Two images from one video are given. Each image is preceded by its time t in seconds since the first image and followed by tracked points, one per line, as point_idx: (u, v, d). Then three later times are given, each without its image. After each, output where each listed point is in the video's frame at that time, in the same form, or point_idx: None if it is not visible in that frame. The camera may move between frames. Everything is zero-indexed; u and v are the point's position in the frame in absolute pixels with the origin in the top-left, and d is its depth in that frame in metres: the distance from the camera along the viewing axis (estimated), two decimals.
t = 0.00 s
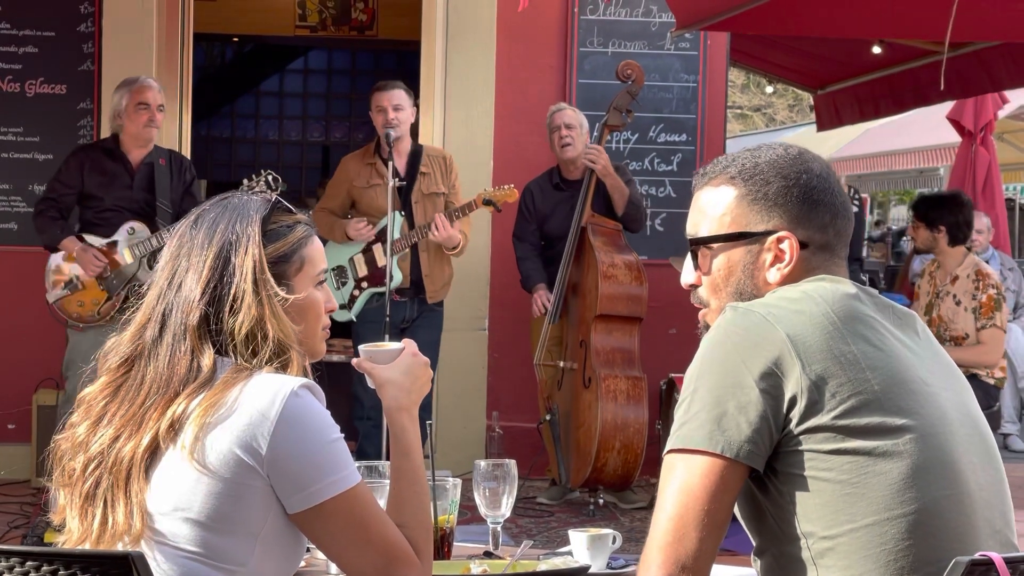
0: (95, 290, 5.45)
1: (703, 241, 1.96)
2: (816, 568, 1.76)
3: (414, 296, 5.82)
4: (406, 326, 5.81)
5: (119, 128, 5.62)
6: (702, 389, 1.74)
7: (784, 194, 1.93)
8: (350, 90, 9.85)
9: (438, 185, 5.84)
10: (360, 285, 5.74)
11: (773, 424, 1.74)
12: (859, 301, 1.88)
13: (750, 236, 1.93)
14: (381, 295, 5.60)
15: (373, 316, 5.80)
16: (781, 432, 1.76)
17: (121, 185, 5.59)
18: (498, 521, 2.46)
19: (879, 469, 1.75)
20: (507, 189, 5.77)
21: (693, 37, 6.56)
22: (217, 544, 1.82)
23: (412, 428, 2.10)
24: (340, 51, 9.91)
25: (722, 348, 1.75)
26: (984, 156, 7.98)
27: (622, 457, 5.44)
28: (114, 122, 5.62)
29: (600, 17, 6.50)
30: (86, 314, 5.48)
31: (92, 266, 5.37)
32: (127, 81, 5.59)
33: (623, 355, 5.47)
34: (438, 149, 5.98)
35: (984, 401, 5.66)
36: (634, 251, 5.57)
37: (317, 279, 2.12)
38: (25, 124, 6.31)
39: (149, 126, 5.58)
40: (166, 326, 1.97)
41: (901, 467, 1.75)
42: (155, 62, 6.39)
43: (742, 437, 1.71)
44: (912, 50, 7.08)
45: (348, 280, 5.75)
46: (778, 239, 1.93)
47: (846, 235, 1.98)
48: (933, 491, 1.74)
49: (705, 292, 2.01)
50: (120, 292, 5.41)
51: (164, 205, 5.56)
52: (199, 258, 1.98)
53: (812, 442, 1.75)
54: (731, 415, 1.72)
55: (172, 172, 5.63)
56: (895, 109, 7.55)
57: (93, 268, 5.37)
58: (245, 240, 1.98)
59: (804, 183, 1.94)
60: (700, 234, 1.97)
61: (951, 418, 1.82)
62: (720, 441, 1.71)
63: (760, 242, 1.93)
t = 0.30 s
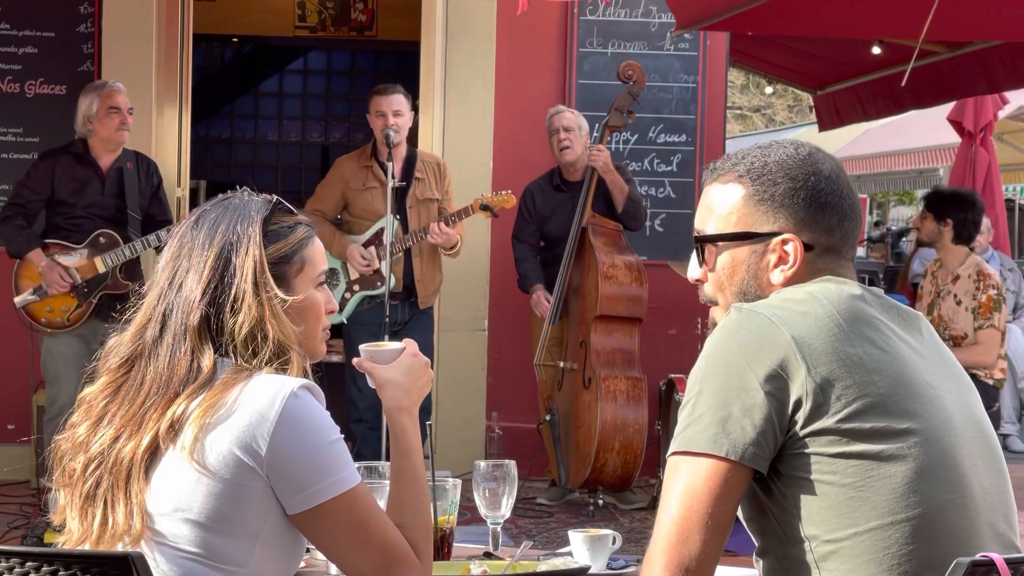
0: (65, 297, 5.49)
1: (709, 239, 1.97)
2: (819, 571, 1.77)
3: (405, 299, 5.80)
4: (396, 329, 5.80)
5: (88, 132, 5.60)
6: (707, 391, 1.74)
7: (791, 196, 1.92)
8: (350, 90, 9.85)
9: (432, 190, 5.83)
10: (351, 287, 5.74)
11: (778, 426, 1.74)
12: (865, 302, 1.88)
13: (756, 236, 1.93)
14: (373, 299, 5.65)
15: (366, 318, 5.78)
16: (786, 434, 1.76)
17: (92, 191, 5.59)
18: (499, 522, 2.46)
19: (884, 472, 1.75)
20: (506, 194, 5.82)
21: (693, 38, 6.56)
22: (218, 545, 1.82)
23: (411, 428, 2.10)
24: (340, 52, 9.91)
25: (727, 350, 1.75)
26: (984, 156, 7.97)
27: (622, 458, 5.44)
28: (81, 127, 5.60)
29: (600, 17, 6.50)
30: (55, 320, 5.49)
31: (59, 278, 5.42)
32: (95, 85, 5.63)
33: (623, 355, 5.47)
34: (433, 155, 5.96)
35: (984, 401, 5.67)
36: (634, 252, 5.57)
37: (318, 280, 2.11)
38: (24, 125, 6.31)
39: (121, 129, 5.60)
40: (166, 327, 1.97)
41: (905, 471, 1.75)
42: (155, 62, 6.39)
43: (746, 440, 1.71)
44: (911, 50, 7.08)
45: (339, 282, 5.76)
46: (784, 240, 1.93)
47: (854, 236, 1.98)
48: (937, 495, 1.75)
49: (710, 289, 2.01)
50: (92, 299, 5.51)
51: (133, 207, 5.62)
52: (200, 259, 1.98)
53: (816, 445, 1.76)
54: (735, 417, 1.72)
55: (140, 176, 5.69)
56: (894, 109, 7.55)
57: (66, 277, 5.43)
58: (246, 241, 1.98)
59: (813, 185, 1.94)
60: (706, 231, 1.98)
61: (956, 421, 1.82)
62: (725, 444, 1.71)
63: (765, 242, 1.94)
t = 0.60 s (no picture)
0: (55, 296, 5.51)
1: (701, 247, 1.97)
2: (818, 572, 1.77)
3: (398, 299, 5.79)
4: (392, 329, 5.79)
5: (73, 131, 5.58)
6: (704, 393, 1.74)
7: (782, 202, 1.93)
8: (349, 91, 9.85)
9: (427, 190, 5.83)
10: (345, 286, 5.70)
11: (775, 428, 1.74)
12: (860, 303, 1.88)
13: (747, 243, 1.94)
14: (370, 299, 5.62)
15: (361, 318, 5.75)
16: (782, 436, 1.76)
17: (78, 190, 5.59)
18: (496, 523, 2.46)
19: (881, 473, 1.75)
20: (506, 193, 5.81)
21: (692, 39, 6.56)
22: (217, 545, 1.82)
23: (409, 430, 2.10)
24: (338, 53, 9.91)
25: (722, 352, 1.75)
26: (983, 157, 7.97)
27: (620, 459, 5.44)
28: (66, 126, 5.58)
29: (598, 18, 6.50)
30: (43, 318, 5.51)
31: (56, 275, 5.43)
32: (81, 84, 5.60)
33: (621, 357, 5.48)
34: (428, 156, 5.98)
35: (983, 403, 5.67)
36: (632, 253, 5.57)
37: (317, 282, 2.11)
38: (23, 126, 6.30)
39: (107, 128, 5.60)
40: (165, 327, 1.97)
41: (902, 472, 1.75)
42: (154, 64, 6.39)
43: (742, 441, 1.72)
44: (909, 52, 7.08)
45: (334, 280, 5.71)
46: (776, 246, 1.93)
47: (845, 240, 1.99)
48: (935, 496, 1.75)
49: (703, 294, 2.02)
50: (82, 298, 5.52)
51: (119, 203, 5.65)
52: (199, 259, 1.98)
53: (813, 447, 1.76)
54: (732, 419, 1.72)
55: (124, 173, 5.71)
56: (892, 110, 7.55)
57: (59, 277, 5.44)
58: (244, 243, 1.98)
59: (803, 190, 1.94)
60: (698, 239, 1.98)
61: (952, 422, 1.82)
62: (721, 446, 1.71)
63: (757, 249, 1.94)
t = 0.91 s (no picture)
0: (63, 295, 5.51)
1: (693, 254, 1.98)
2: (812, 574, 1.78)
3: (396, 305, 5.78)
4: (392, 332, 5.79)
5: (77, 133, 5.59)
6: (697, 394, 1.75)
7: (771, 207, 1.93)
8: (349, 92, 9.84)
9: (424, 193, 5.84)
10: (344, 292, 5.71)
11: (766, 430, 1.76)
12: (852, 306, 1.90)
13: (737, 249, 1.95)
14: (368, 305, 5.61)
15: (359, 322, 5.76)
16: (774, 438, 1.78)
17: (83, 191, 5.58)
18: (496, 525, 2.46)
19: (873, 475, 1.77)
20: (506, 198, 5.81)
21: (691, 41, 6.56)
22: (217, 548, 1.82)
23: (410, 432, 2.10)
24: (338, 55, 9.90)
25: (715, 353, 1.77)
26: (981, 159, 7.98)
27: (620, 461, 5.44)
28: (70, 128, 5.59)
29: (598, 20, 6.50)
30: (50, 318, 5.50)
31: (71, 274, 5.44)
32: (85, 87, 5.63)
33: (620, 358, 5.48)
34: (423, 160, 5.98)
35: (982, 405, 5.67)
36: (631, 255, 5.58)
37: (318, 286, 2.12)
38: (23, 128, 6.30)
39: (113, 131, 5.63)
40: (165, 329, 1.97)
41: (894, 473, 1.76)
42: (153, 66, 6.38)
43: (734, 442, 1.73)
44: (909, 54, 7.08)
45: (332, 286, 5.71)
46: (767, 252, 1.94)
47: (836, 243, 1.99)
48: (927, 497, 1.76)
49: (696, 300, 2.03)
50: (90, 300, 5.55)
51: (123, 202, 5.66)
52: (199, 261, 1.98)
53: (805, 448, 1.77)
54: (724, 420, 1.73)
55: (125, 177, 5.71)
56: (892, 111, 7.57)
57: (75, 274, 5.44)
58: (245, 247, 1.98)
59: (792, 195, 1.94)
60: (690, 246, 1.99)
61: (945, 424, 1.84)
62: (713, 446, 1.72)
63: (748, 254, 1.95)
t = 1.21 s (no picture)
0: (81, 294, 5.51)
1: (684, 260, 1.98)
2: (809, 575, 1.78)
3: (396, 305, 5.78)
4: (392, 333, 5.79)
5: (93, 133, 5.59)
6: (691, 396, 1.75)
7: (761, 211, 1.94)
8: (348, 94, 9.84)
9: (421, 194, 5.83)
10: (344, 293, 5.69)
11: (761, 431, 1.76)
12: (846, 307, 1.91)
13: (729, 253, 1.95)
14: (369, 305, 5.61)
15: (360, 324, 5.77)
16: (768, 439, 1.78)
17: (100, 191, 5.59)
18: (495, 527, 2.46)
19: (868, 475, 1.77)
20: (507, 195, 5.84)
21: (690, 43, 6.55)
22: (217, 551, 1.82)
23: (409, 434, 2.10)
24: (337, 56, 9.88)
25: (709, 355, 1.77)
26: (981, 160, 7.98)
27: (618, 463, 5.43)
28: (85, 129, 5.57)
29: (597, 22, 6.50)
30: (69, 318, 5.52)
31: (94, 275, 5.47)
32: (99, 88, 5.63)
33: (619, 360, 5.48)
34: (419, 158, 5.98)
35: (982, 407, 5.67)
36: (629, 257, 5.57)
37: (318, 289, 2.11)
38: (22, 130, 6.31)
39: (129, 133, 5.64)
40: (164, 332, 1.97)
41: (890, 472, 1.77)
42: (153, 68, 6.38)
43: (729, 443, 1.73)
44: (909, 56, 7.08)
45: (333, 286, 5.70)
46: (758, 255, 1.94)
47: (827, 245, 2.00)
48: (922, 496, 1.77)
49: (688, 305, 2.03)
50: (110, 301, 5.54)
51: (138, 201, 5.68)
52: (199, 264, 1.98)
53: (799, 449, 1.77)
54: (718, 421, 1.73)
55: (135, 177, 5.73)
56: (892, 113, 7.57)
57: (96, 276, 5.48)
58: (245, 250, 1.98)
59: (782, 198, 1.95)
60: (680, 252, 1.99)
61: (940, 424, 1.84)
62: (708, 448, 1.72)
63: (740, 258, 1.95)
